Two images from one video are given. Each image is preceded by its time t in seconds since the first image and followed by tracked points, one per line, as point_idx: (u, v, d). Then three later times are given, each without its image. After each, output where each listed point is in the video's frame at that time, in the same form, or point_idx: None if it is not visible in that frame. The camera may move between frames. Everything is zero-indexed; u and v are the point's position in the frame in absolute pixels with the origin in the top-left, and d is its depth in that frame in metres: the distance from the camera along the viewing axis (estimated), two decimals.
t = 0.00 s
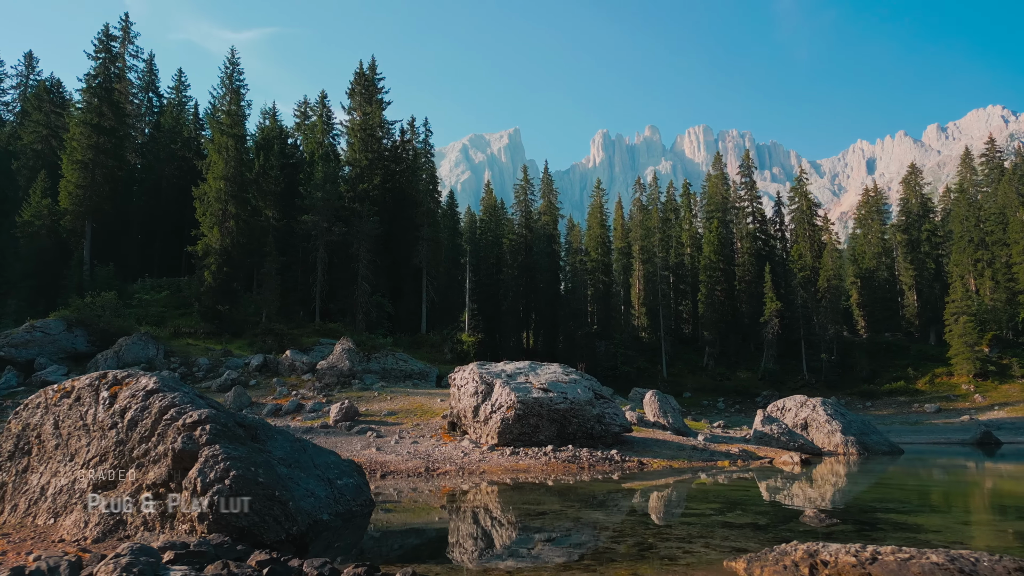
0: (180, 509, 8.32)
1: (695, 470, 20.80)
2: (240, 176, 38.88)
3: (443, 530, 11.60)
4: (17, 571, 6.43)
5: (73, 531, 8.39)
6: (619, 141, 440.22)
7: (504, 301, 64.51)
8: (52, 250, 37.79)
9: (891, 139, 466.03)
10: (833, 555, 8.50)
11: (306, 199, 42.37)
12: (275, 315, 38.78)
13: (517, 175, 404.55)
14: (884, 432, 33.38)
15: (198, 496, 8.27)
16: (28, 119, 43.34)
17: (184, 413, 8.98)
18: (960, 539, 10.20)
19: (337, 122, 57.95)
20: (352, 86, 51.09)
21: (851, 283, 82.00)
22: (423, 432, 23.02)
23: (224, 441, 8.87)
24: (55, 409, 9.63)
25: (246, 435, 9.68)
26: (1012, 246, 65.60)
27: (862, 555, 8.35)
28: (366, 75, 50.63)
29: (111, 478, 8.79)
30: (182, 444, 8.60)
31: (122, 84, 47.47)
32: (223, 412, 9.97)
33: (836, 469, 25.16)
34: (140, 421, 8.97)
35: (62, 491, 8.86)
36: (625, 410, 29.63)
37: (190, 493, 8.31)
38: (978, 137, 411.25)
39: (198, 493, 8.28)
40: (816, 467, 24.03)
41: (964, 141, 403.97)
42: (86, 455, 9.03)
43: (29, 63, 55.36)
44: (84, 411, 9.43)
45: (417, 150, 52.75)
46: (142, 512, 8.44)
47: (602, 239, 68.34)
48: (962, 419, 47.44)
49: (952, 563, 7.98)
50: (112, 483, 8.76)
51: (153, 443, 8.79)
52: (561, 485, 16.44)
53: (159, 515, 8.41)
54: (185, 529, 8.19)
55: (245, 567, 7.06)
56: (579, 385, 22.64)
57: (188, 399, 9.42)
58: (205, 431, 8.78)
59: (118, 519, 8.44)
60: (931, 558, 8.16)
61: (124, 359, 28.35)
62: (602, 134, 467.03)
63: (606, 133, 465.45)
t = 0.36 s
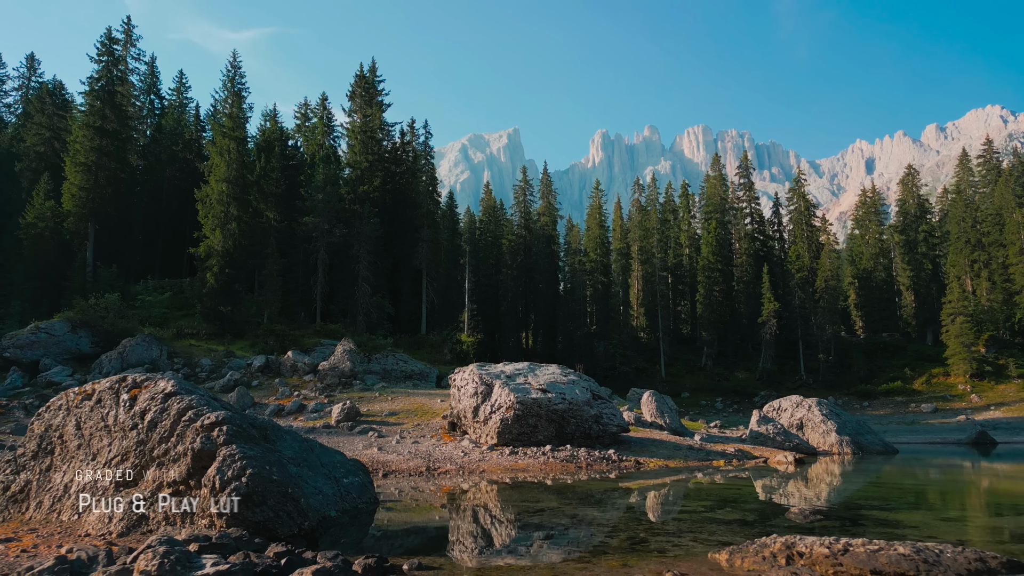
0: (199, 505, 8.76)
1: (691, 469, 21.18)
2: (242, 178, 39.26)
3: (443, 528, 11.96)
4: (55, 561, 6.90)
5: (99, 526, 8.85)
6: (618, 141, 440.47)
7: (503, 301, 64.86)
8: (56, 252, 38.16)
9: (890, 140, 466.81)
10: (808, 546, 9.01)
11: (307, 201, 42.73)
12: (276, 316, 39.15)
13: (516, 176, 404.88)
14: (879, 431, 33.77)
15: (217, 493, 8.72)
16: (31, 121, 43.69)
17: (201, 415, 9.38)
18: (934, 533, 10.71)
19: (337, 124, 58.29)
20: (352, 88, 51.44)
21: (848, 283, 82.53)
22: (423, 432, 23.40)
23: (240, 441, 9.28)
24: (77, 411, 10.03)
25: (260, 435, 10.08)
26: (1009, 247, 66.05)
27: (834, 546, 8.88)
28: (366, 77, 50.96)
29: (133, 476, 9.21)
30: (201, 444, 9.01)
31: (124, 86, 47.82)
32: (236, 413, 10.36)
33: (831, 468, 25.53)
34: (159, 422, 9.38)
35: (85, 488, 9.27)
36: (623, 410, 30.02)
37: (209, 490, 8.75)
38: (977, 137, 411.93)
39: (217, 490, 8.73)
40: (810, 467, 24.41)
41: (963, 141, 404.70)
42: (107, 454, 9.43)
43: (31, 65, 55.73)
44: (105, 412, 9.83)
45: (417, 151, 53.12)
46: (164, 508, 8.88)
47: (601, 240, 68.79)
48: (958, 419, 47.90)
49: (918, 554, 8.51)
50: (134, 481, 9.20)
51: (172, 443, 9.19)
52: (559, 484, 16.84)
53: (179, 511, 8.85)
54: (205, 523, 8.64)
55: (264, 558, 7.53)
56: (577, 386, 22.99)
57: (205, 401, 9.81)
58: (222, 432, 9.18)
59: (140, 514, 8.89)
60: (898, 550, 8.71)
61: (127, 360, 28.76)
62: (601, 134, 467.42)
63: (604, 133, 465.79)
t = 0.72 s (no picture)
0: (217, 501, 9.20)
1: (686, 469, 21.58)
2: (244, 180, 39.67)
3: (443, 526, 12.30)
4: (86, 554, 7.37)
5: (123, 521, 9.36)
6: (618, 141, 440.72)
7: (503, 301, 65.19)
8: (59, 253, 38.54)
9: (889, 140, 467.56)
10: (786, 539, 9.58)
11: (308, 203, 43.10)
12: (278, 317, 39.51)
13: (515, 176, 405.21)
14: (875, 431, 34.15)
15: (234, 490, 9.15)
16: (34, 124, 44.10)
17: (216, 416, 9.78)
18: (911, 528, 11.27)
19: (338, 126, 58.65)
20: (353, 91, 51.81)
21: (846, 284, 82.97)
22: (424, 432, 23.76)
23: (254, 440, 9.69)
24: (97, 411, 10.46)
25: (271, 434, 10.46)
26: (1006, 248, 66.48)
27: (810, 539, 9.46)
28: (367, 79, 51.34)
29: (152, 474, 9.66)
30: (217, 444, 9.41)
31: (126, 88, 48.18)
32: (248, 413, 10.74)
33: (825, 468, 25.91)
34: (176, 423, 9.78)
35: (107, 486, 9.74)
36: (620, 410, 30.40)
37: (226, 487, 9.19)
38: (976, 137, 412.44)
39: (233, 487, 9.16)
40: (804, 466, 24.80)
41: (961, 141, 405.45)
42: (127, 453, 9.88)
43: (33, 67, 56.06)
44: (124, 413, 10.25)
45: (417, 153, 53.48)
46: (183, 504, 9.33)
47: (600, 240, 69.22)
48: (954, 419, 48.35)
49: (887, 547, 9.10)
50: (153, 479, 9.64)
51: (189, 443, 9.60)
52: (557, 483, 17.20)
53: (198, 507, 9.29)
54: (222, 518, 9.09)
55: (280, 549, 7.97)
56: (575, 387, 23.35)
57: (219, 403, 10.22)
58: (237, 432, 9.59)
59: (160, 510, 9.34)
60: (869, 542, 9.31)
61: (131, 360, 29.16)
62: (600, 134, 467.83)
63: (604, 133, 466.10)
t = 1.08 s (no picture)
0: (232, 497, 9.56)
1: (683, 468, 21.98)
2: (245, 182, 40.09)
3: (444, 524, 12.59)
4: (112, 547, 7.76)
5: (143, 516, 9.79)
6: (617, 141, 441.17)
7: (502, 302, 65.50)
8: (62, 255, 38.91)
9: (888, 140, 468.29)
10: (767, 532, 10.22)
11: (309, 204, 43.46)
12: (279, 318, 39.84)
13: (515, 175, 405.53)
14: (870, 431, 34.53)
15: (247, 487, 9.49)
16: (37, 126, 44.48)
17: (230, 417, 10.16)
18: (887, 522, 11.91)
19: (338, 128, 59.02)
20: (353, 93, 52.16)
21: (844, 284, 83.42)
22: (424, 432, 24.10)
23: (266, 440, 10.03)
24: (115, 412, 10.89)
25: (281, 434, 10.79)
26: (1002, 248, 66.94)
27: (789, 532, 10.13)
28: (368, 82, 51.69)
29: (169, 472, 10.08)
30: (231, 443, 9.78)
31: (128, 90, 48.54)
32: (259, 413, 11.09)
33: (821, 467, 26.28)
34: (191, 424, 10.17)
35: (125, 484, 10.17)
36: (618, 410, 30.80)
37: (240, 484, 9.52)
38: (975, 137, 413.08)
39: (246, 484, 9.50)
40: (798, 466, 25.19)
41: (960, 141, 406.22)
42: (145, 453, 10.30)
43: (34, 69, 56.44)
44: (140, 414, 10.67)
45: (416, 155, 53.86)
46: (199, 500, 9.71)
47: (598, 241, 69.66)
48: (950, 418, 48.79)
49: (860, 538, 9.77)
50: (170, 477, 10.07)
51: (204, 442, 9.99)
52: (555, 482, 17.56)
53: (213, 503, 9.66)
54: (236, 513, 9.45)
55: (294, 541, 8.38)
56: (573, 387, 23.74)
57: (232, 404, 10.60)
58: (250, 432, 9.94)
59: (177, 506, 9.75)
60: (843, 535, 9.97)
61: (135, 361, 29.54)
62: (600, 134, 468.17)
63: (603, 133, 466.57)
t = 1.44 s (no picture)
0: (244, 494, 9.96)
1: (678, 467, 22.39)
2: (247, 184, 40.49)
3: (444, 523, 12.82)
4: (135, 541, 8.18)
5: (159, 512, 10.23)
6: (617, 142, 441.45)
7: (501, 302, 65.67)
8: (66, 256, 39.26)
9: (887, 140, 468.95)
10: (750, 526, 10.72)
11: (310, 206, 43.80)
12: (280, 319, 40.20)
13: (514, 175, 405.83)
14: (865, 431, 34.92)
15: (259, 484, 9.89)
16: (39, 128, 44.85)
17: (242, 418, 10.57)
18: (869, 518, 12.39)
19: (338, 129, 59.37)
20: (353, 95, 52.47)
21: (842, 284, 83.93)
22: (424, 432, 24.48)
23: (277, 439, 10.42)
24: (131, 413, 11.37)
25: (291, 433, 11.19)
26: (998, 249, 67.35)
27: (771, 526, 10.62)
28: (368, 83, 51.98)
29: (184, 470, 10.53)
30: (244, 442, 10.19)
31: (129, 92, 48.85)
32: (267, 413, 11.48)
33: (816, 467, 26.59)
34: (205, 424, 10.62)
35: (142, 481, 10.64)
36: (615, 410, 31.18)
37: (253, 482, 9.92)
38: (973, 137, 413.70)
39: (259, 481, 9.90)
40: (793, 465, 25.55)
41: (958, 141, 406.87)
42: (159, 452, 10.74)
43: (36, 70, 56.79)
44: (156, 416, 11.13)
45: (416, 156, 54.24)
46: (213, 497, 10.14)
47: (597, 242, 70.06)
48: (947, 418, 49.18)
49: (836, 532, 10.25)
50: (185, 475, 10.52)
51: (217, 442, 10.42)
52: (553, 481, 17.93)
53: (226, 499, 10.07)
54: (249, 509, 9.84)
55: (306, 534, 8.96)
56: (571, 388, 24.14)
57: (243, 405, 11.04)
58: (262, 432, 10.35)
59: (193, 502, 10.19)
60: (821, 529, 10.45)
61: (139, 362, 29.95)
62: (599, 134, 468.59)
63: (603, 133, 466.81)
